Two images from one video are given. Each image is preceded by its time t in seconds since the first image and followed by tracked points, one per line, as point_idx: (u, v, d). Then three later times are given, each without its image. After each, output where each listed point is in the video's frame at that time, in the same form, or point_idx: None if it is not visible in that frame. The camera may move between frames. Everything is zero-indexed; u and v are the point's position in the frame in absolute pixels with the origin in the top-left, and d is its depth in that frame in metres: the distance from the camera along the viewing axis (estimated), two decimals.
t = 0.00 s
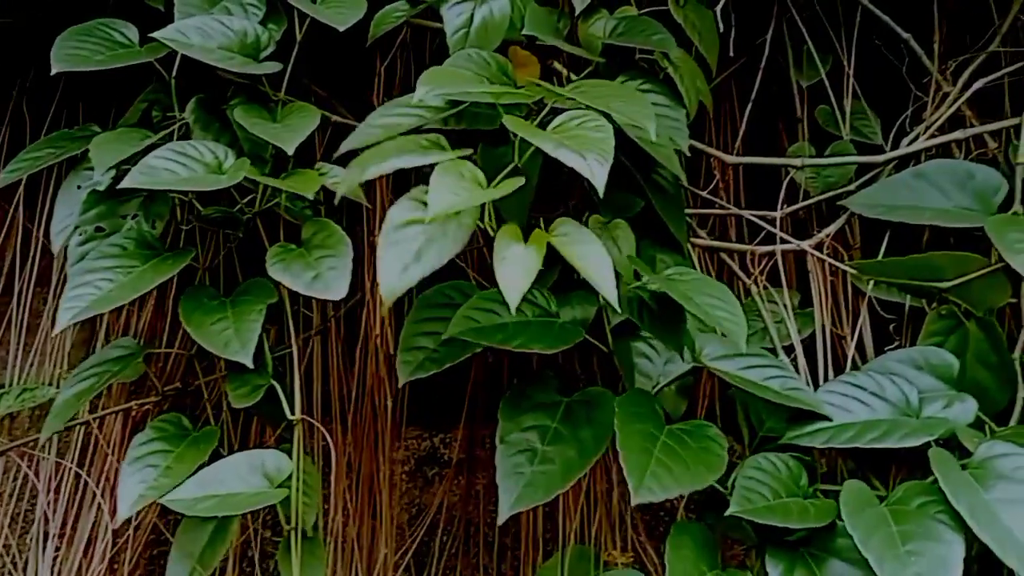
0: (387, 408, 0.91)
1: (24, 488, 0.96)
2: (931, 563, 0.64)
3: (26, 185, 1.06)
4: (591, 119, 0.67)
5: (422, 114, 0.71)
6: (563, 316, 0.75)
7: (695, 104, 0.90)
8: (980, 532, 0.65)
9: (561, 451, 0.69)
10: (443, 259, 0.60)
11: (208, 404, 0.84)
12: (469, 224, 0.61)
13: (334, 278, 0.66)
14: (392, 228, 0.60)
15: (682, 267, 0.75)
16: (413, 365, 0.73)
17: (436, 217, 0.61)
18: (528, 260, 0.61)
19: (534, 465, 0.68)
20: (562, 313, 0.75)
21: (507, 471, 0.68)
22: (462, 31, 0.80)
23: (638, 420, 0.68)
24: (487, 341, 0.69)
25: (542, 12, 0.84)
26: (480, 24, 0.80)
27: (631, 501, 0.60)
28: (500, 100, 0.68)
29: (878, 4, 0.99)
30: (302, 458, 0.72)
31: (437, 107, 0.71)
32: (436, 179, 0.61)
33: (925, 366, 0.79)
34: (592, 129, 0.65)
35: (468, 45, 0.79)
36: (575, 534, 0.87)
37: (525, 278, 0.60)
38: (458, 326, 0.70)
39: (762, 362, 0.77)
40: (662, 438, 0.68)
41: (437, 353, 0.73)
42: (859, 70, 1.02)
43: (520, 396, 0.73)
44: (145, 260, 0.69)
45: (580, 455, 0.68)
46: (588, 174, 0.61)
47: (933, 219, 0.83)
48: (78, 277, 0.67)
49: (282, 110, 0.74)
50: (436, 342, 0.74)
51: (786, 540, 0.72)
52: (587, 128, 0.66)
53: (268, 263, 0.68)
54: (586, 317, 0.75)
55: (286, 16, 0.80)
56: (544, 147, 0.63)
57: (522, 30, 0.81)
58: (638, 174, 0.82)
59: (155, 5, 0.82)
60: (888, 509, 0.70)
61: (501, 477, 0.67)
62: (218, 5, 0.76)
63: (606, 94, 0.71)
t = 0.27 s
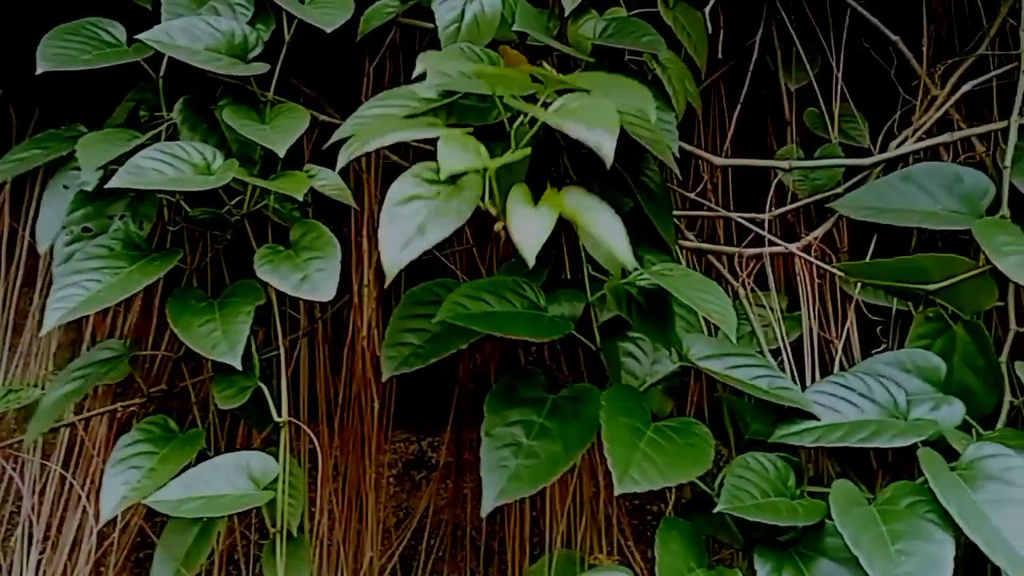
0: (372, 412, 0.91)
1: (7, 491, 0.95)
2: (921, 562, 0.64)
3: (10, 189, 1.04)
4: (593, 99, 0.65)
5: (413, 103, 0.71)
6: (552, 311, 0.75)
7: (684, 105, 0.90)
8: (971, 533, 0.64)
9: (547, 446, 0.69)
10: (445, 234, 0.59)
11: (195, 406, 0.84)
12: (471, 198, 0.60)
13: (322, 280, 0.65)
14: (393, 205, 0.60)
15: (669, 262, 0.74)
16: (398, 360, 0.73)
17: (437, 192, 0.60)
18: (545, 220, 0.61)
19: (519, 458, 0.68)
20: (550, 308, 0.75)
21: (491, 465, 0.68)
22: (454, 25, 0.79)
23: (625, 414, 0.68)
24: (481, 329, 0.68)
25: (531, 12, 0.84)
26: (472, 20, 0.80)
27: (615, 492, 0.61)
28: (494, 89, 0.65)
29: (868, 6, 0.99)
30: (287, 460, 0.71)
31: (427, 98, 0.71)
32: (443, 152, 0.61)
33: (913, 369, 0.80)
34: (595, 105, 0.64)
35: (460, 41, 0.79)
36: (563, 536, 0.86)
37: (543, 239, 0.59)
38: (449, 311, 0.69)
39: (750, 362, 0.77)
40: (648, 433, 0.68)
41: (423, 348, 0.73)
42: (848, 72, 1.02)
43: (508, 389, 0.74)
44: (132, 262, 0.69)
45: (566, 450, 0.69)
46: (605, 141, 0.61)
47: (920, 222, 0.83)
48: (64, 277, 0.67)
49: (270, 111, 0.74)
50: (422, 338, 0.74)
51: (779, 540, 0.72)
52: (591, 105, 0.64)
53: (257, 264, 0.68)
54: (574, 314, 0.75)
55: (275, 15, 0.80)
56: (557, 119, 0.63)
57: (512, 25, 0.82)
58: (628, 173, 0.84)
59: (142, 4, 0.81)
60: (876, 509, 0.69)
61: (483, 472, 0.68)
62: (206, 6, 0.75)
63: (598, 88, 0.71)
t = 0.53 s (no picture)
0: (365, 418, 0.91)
1: None
2: (912, 563, 0.63)
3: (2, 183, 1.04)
4: (600, 96, 0.67)
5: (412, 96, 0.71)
6: (543, 314, 0.75)
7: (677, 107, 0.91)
8: (961, 533, 0.64)
9: (538, 449, 0.69)
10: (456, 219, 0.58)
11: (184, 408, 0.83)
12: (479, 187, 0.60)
13: (312, 281, 0.65)
14: (401, 186, 0.58)
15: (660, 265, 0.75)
16: (390, 361, 0.73)
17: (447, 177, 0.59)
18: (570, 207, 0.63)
19: (509, 461, 0.68)
20: (541, 312, 0.75)
21: (480, 468, 0.68)
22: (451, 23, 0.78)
23: (616, 417, 0.68)
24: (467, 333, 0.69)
25: (524, 14, 0.84)
26: (469, 20, 0.79)
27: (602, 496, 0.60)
28: (497, 80, 0.68)
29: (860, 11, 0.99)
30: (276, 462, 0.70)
31: (425, 89, 0.71)
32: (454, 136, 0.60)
33: (905, 371, 0.79)
34: (604, 102, 0.66)
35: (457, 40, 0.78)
36: (554, 539, 0.86)
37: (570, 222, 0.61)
38: (437, 316, 0.69)
39: (742, 363, 0.77)
40: (639, 434, 0.68)
41: (414, 350, 0.73)
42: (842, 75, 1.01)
43: (498, 392, 0.74)
44: (120, 257, 0.69)
45: (557, 452, 0.68)
46: (619, 135, 0.64)
47: (911, 223, 0.83)
48: (50, 271, 0.66)
49: (260, 111, 0.74)
50: (414, 340, 0.74)
51: (768, 542, 0.72)
52: (600, 102, 0.66)
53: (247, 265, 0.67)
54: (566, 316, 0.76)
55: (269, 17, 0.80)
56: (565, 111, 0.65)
57: (508, 26, 0.83)
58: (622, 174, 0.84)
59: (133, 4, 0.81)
60: (867, 511, 0.69)
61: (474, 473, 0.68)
62: (196, 5, 0.76)
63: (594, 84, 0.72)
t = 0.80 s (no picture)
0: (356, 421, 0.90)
1: None
2: (897, 565, 0.64)
3: None
4: (601, 96, 0.66)
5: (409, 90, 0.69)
6: (533, 317, 0.74)
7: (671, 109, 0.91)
8: (944, 533, 0.64)
9: (527, 454, 0.69)
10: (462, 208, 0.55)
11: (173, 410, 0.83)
12: (486, 179, 0.58)
13: (298, 279, 0.66)
14: (405, 176, 0.57)
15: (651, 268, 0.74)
16: (379, 366, 0.73)
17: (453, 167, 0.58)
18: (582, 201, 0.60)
19: (499, 466, 0.68)
20: (532, 315, 0.75)
21: (470, 474, 0.67)
22: (446, 23, 0.74)
23: (604, 421, 0.69)
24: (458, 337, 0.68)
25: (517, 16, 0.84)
26: (464, 19, 0.75)
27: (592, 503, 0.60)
28: (498, 79, 0.67)
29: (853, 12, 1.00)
30: (264, 464, 0.70)
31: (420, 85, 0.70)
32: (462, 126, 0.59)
33: (896, 372, 0.80)
34: (604, 102, 0.65)
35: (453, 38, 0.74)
36: (546, 540, 0.86)
37: (582, 218, 0.58)
38: (428, 323, 0.68)
39: (734, 365, 0.77)
40: (627, 439, 0.68)
41: (404, 355, 0.73)
42: (834, 78, 1.02)
43: (488, 396, 0.74)
44: (106, 262, 0.69)
45: (545, 456, 0.69)
46: (627, 133, 0.62)
47: (900, 225, 0.83)
48: (35, 278, 0.66)
49: (249, 110, 0.75)
50: (404, 343, 0.74)
51: (758, 544, 0.71)
52: (599, 103, 0.65)
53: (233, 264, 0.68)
54: (557, 318, 0.75)
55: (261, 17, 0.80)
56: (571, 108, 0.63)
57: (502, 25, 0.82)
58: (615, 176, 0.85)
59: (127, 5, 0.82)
60: (856, 514, 0.70)
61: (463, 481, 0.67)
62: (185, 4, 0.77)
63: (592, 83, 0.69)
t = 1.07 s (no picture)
0: (346, 423, 0.90)
1: None
2: (886, 566, 0.64)
3: None
4: (593, 94, 0.65)
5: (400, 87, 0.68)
6: (523, 317, 0.74)
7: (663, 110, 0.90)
8: (932, 533, 0.65)
9: (516, 453, 0.69)
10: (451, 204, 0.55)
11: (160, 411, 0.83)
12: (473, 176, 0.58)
13: (281, 279, 0.66)
14: (394, 170, 0.56)
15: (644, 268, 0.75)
16: (369, 364, 0.73)
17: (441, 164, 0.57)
18: (575, 198, 0.59)
19: (487, 465, 0.68)
20: (522, 314, 0.75)
21: (458, 473, 0.68)
22: (439, 19, 0.73)
23: (593, 421, 0.69)
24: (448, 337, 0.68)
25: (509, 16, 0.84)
26: (457, 15, 0.74)
27: (580, 501, 0.60)
28: (492, 76, 0.66)
29: (845, 14, 0.99)
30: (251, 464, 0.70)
31: (413, 82, 0.70)
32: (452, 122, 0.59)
33: (886, 374, 0.80)
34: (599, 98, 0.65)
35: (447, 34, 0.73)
36: (535, 541, 0.86)
37: (575, 216, 0.58)
38: (415, 321, 0.68)
39: (724, 366, 0.78)
40: (616, 440, 0.68)
41: (394, 353, 0.73)
42: (825, 81, 1.02)
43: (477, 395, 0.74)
44: (91, 264, 0.69)
45: (533, 456, 0.69)
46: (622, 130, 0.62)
47: (890, 227, 0.84)
48: (18, 280, 0.66)
49: (237, 110, 0.76)
50: (393, 343, 0.74)
51: (746, 546, 0.72)
52: (594, 100, 0.65)
53: (218, 264, 0.68)
54: (547, 318, 0.75)
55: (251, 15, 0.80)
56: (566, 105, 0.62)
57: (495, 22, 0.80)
58: (606, 176, 0.85)
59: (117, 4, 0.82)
60: (845, 515, 0.70)
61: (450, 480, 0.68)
62: (175, 3, 0.78)
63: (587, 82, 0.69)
